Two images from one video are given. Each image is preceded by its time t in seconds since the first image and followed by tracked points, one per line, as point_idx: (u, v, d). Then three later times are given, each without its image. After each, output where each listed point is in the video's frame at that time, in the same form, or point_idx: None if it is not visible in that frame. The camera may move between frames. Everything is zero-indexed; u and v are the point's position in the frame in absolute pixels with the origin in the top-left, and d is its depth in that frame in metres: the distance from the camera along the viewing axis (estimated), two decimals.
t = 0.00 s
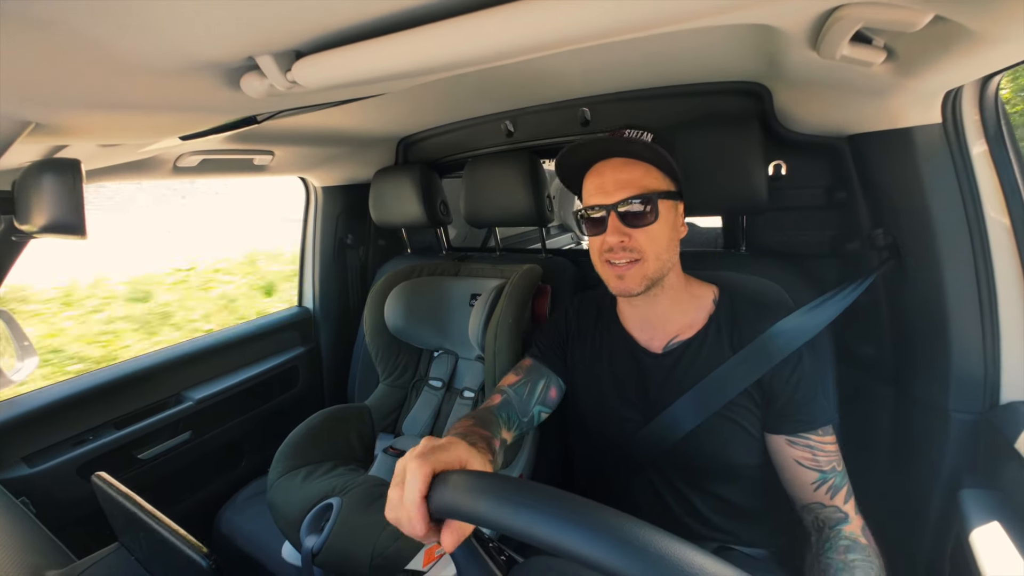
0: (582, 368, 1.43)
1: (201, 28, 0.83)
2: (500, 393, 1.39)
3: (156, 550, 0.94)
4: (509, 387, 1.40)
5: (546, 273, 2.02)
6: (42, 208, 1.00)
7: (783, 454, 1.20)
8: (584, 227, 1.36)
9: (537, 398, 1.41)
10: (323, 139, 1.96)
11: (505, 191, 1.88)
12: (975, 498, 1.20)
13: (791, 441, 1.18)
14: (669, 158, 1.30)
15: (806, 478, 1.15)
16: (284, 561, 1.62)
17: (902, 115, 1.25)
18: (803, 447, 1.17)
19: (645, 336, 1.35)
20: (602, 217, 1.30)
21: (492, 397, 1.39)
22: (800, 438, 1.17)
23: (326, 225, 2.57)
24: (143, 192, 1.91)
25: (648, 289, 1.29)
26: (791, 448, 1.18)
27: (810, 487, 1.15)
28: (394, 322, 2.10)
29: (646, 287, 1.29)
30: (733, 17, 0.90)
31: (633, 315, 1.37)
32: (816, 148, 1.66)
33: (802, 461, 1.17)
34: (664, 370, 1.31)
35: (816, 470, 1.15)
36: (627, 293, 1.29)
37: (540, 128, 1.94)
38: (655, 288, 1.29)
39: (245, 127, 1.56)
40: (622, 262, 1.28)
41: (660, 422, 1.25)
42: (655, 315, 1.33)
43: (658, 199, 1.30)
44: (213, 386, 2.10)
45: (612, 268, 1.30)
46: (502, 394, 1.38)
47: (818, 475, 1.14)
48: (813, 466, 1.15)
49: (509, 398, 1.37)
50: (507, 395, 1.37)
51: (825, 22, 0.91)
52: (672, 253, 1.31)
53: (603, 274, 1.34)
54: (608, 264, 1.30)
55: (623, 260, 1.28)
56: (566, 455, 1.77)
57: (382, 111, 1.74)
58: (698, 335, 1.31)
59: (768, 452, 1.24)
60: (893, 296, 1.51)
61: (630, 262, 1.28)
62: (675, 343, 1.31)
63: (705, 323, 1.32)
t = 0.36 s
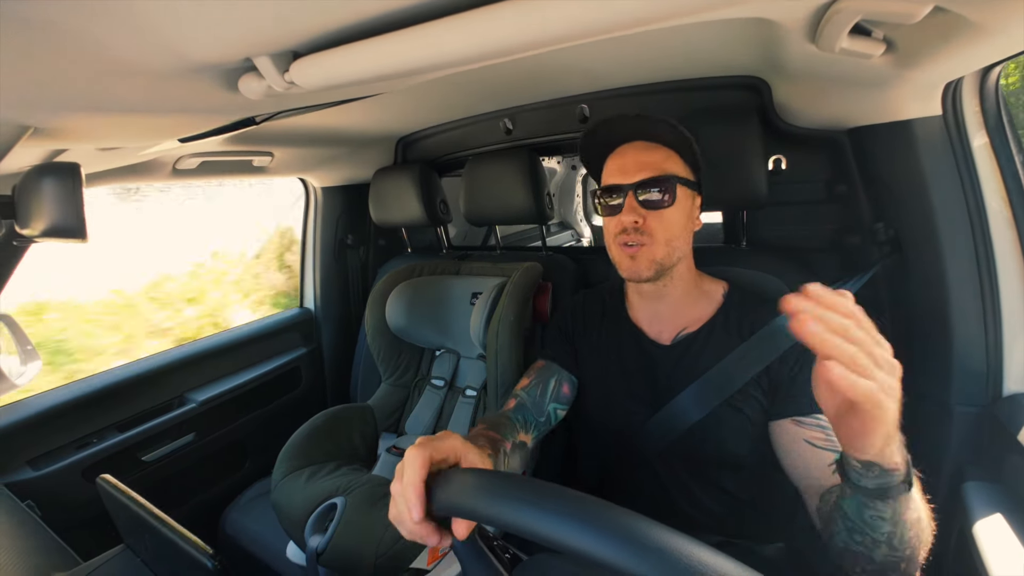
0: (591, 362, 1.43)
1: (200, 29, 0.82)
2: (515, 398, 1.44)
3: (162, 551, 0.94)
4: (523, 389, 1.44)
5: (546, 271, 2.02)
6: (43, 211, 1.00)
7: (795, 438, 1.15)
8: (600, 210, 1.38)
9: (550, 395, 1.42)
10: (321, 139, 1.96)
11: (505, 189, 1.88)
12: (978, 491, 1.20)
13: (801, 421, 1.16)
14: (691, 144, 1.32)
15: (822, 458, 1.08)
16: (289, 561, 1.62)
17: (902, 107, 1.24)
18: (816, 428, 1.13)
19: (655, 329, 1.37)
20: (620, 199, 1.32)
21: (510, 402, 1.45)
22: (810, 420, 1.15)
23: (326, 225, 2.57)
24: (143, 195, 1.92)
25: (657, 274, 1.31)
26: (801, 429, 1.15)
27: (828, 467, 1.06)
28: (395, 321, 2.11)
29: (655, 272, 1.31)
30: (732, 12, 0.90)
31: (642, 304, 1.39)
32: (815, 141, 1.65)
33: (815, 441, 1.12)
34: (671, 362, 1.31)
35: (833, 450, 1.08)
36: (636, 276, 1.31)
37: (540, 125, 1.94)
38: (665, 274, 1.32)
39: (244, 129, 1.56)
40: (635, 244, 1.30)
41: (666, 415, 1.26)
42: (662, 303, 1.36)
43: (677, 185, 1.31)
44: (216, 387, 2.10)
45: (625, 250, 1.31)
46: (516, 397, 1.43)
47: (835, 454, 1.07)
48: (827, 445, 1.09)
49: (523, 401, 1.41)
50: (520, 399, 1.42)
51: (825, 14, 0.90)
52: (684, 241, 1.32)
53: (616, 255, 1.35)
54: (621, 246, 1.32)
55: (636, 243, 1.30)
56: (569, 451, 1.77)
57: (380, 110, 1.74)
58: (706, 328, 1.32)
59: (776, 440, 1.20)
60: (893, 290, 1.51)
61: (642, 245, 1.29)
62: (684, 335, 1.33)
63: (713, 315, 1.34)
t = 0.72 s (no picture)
0: (584, 362, 1.44)
1: (199, 25, 0.82)
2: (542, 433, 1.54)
3: (163, 546, 0.94)
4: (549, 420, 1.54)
5: (546, 267, 2.01)
6: (44, 207, 1.00)
7: (788, 442, 1.20)
8: (579, 217, 1.40)
9: (563, 421, 1.48)
10: (321, 136, 1.95)
11: (504, 186, 1.88)
12: (978, 488, 1.20)
13: (796, 427, 1.19)
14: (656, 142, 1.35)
15: (811, 462, 1.15)
16: (290, 557, 1.63)
17: (903, 105, 1.24)
18: (810, 432, 1.17)
19: (647, 328, 1.36)
20: (593, 203, 1.34)
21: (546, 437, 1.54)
22: (804, 424, 1.18)
23: (326, 222, 2.57)
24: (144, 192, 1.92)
25: (640, 271, 1.31)
26: (796, 434, 1.19)
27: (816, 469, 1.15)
28: (395, 318, 2.10)
29: (638, 270, 1.31)
30: (732, 9, 0.90)
31: (633, 306, 1.38)
32: (816, 139, 1.65)
33: (807, 445, 1.17)
34: (663, 360, 1.31)
35: (822, 453, 1.15)
36: (618, 276, 1.32)
37: (539, 122, 1.94)
38: (648, 271, 1.32)
39: (244, 125, 1.56)
40: (613, 245, 1.31)
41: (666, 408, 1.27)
42: (651, 301, 1.35)
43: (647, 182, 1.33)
44: (215, 384, 2.10)
45: (604, 252, 1.33)
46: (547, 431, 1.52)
47: (824, 457, 1.14)
48: (818, 449, 1.15)
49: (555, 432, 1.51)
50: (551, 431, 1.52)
51: (826, 11, 0.90)
52: (664, 236, 1.33)
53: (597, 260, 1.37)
54: (600, 248, 1.33)
55: (614, 243, 1.31)
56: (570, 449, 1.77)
57: (381, 107, 1.74)
58: (701, 324, 1.31)
59: (773, 440, 1.23)
60: (894, 287, 1.51)
61: (618, 244, 1.31)
62: (674, 332, 1.32)
63: (707, 313, 1.33)
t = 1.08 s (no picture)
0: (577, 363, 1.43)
1: (201, 14, 0.82)
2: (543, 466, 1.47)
3: (156, 536, 0.94)
4: (543, 455, 1.47)
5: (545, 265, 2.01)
6: (42, 194, 0.99)
7: (751, 463, 1.22)
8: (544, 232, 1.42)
9: (567, 444, 1.44)
10: (323, 128, 1.95)
11: (504, 184, 1.88)
12: (969, 494, 1.21)
13: (757, 450, 1.21)
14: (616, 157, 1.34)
15: (769, 485, 1.19)
16: (282, 550, 1.63)
17: (904, 110, 1.25)
18: (769, 456, 1.19)
19: (618, 347, 1.37)
20: (555, 218, 1.36)
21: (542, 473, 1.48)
22: (766, 448, 1.19)
23: (326, 216, 2.56)
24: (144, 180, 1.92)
25: (603, 287, 1.32)
26: (757, 457, 1.21)
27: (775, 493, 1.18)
28: (394, 313, 2.10)
29: (601, 286, 1.32)
30: (734, 10, 0.90)
31: (603, 324, 1.40)
32: (818, 142, 1.65)
33: (767, 469, 1.19)
34: (640, 378, 1.32)
35: (778, 478, 1.18)
36: (581, 292, 1.33)
37: (541, 120, 1.94)
38: (611, 287, 1.32)
39: (244, 116, 1.55)
40: (575, 260, 1.32)
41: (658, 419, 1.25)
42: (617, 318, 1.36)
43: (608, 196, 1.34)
44: (211, 376, 2.10)
45: (567, 268, 1.34)
46: (546, 468, 1.46)
47: (780, 482, 1.17)
48: (775, 474, 1.18)
49: (554, 467, 1.45)
50: (550, 467, 1.46)
51: (831, 13, 0.90)
52: (627, 252, 1.34)
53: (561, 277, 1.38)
54: (564, 264, 1.35)
55: (576, 258, 1.33)
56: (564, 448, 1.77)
57: (383, 101, 1.73)
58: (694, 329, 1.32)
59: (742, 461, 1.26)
60: (891, 293, 1.51)
61: (579, 261, 1.32)
62: (646, 355, 1.32)
63: (678, 331, 1.33)
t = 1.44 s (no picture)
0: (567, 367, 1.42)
1: (199, 11, 0.81)
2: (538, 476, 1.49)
3: (157, 533, 0.94)
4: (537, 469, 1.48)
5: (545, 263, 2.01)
6: (40, 193, 0.99)
7: (744, 457, 1.23)
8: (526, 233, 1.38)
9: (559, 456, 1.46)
10: (323, 126, 1.95)
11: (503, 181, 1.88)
12: (967, 491, 1.21)
13: (750, 443, 1.21)
14: (607, 157, 1.34)
15: (764, 477, 1.20)
16: (283, 547, 1.63)
17: (905, 109, 1.25)
18: (762, 449, 1.20)
19: (603, 357, 1.35)
20: (542, 221, 1.32)
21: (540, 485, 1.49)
22: (757, 442, 1.20)
23: (325, 213, 2.56)
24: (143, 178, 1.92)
25: (594, 301, 1.30)
26: (750, 451, 1.22)
27: (769, 485, 1.20)
28: (394, 311, 2.10)
29: (593, 300, 1.29)
30: (734, 8, 0.89)
31: (585, 331, 1.37)
32: (818, 140, 1.65)
33: (760, 461, 1.21)
34: (629, 387, 1.30)
35: (772, 470, 1.19)
36: (571, 305, 1.30)
37: (540, 118, 1.94)
38: (602, 301, 1.30)
39: (244, 114, 1.55)
40: (566, 270, 1.29)
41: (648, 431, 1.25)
42: (602, 326, 1.34)
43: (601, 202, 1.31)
44: (210, 374, 2.09)
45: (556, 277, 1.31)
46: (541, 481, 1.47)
47: (774, 474, 1.18)
48: (768, 466, 1.19)
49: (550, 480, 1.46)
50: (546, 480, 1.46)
51: (831, 11, 0.90)
52: (618, 263, 1.32)
53: (548, 283, 1.34)
54: (553, 272, 1.31)
55: (565, 268, 1.29)
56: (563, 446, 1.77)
57: (383, 99, 1.73)
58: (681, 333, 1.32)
59: (735, 454, 1.27)
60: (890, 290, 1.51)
61: (567, 267, 1.29)
62: (633, 363, 1.31)
63: (662, 334, 1.32)
